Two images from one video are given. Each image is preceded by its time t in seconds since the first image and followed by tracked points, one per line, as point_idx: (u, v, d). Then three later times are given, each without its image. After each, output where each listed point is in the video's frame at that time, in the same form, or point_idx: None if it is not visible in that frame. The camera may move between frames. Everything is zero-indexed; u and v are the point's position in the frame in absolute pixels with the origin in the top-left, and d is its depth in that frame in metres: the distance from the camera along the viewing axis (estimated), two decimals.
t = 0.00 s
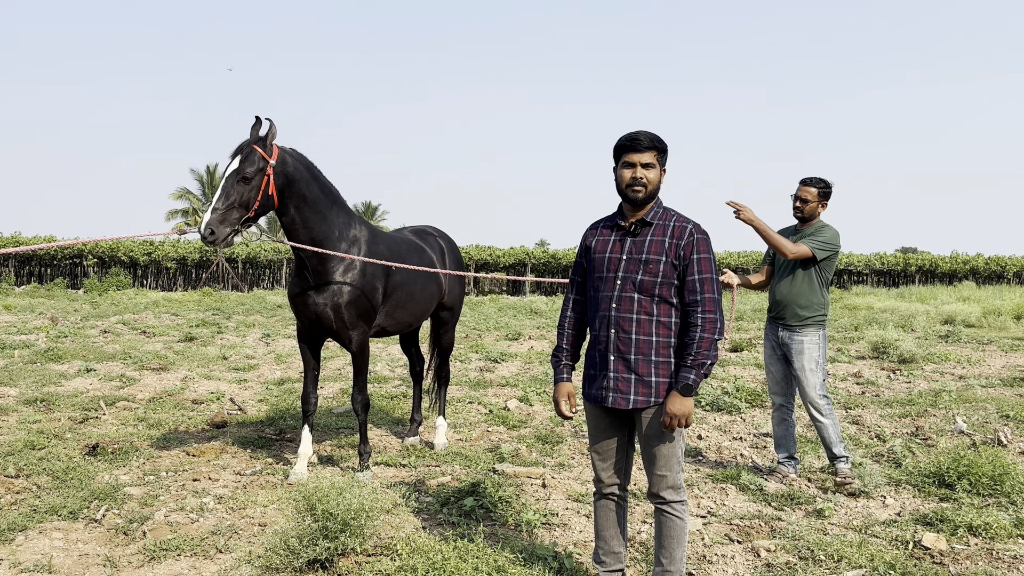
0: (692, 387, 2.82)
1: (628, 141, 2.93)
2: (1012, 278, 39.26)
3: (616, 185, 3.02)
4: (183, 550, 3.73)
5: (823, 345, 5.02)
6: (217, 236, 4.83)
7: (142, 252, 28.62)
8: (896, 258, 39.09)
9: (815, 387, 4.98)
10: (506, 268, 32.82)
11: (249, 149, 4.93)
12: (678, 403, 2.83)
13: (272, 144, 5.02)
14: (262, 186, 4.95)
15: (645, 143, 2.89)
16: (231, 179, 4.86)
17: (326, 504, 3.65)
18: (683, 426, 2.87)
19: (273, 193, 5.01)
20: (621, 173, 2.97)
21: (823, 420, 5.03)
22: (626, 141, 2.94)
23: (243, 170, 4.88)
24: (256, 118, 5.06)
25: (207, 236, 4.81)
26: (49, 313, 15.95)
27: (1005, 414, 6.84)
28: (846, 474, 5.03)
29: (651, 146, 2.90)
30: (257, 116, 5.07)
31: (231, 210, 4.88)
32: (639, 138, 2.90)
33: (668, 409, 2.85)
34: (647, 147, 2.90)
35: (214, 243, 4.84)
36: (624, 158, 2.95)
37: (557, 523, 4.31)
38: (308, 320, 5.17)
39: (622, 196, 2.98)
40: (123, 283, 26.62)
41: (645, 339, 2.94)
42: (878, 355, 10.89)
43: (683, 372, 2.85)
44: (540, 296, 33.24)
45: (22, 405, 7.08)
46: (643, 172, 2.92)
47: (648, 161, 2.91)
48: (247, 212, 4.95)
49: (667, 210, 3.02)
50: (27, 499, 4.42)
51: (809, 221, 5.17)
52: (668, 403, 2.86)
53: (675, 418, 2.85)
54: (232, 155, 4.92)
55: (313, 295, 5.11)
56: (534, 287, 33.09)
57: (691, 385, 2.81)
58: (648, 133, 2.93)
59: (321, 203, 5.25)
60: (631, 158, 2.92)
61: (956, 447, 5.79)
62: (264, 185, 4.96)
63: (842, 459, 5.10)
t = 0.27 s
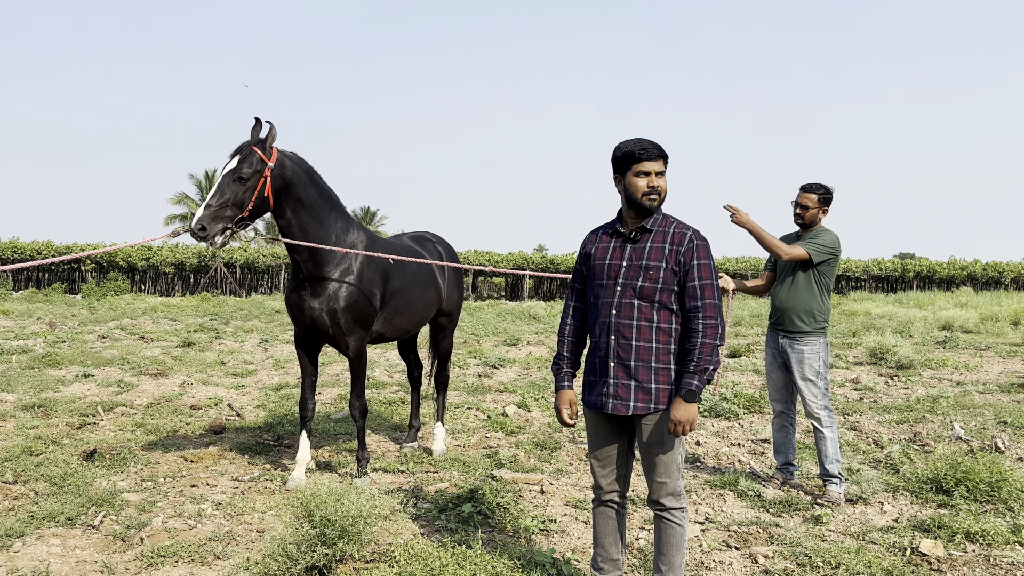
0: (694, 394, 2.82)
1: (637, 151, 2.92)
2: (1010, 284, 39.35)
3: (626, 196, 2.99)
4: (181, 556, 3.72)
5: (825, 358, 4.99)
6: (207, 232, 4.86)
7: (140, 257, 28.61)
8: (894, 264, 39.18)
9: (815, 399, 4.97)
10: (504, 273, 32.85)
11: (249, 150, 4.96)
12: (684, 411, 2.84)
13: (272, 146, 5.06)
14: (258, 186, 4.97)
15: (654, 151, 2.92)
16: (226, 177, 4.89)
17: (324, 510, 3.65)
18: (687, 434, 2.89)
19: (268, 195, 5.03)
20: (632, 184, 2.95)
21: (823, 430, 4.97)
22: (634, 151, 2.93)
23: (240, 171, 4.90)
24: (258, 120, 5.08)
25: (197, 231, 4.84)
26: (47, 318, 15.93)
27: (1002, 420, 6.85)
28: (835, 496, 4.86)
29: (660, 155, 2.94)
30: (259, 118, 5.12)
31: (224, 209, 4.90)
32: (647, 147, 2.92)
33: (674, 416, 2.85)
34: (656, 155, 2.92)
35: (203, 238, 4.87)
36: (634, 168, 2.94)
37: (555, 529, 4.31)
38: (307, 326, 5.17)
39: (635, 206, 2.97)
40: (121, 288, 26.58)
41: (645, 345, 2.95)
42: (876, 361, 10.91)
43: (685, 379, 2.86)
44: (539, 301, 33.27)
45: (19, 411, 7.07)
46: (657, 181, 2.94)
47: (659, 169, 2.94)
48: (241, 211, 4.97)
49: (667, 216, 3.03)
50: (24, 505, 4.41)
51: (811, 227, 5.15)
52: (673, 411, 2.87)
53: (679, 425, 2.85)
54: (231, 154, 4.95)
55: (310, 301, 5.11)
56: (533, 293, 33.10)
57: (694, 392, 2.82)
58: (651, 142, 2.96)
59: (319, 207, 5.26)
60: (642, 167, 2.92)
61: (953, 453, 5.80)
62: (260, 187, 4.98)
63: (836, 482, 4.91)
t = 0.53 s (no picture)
0: (694, 398, 2.83)
1: (638, 155, 2.92)
2: (1007, 287, 39.45)
3: (625, 200, 3.00)
4: (177, 560, 3.71)
5: (828, 363, 4.99)
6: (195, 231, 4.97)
7: (138, 261, 28.58)
8: (891, 268, 39.26)
9: (818, 403, 4.95)
10: (502, 277, 32.86)
11: (243, 154, 4.99)
12: (682, 414, 2.84)
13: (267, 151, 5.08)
14: (247, 191, 5.03)
15: (655, 155, 2.93)
16: (217, 180, 4.96)
17: (322, 515, 3.64)
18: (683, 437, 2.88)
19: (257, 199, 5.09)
20: (633, 189, 2.95)
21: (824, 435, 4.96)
22: (635, 155, 2.93)
23: (231, 176, 4.96)
24: (253, 123, 5.10)
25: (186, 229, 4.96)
26: (44, 322, 15.90)
27: (1000, 424, 6.86)
28: (833, 500, 4.84)
29: (661, 159, 2.95)
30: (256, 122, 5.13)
31: (214, 210, 4.99)
32: (648, 152, 2.93)
33: (672, 420, 2.85)
34: (657, 159, 2.93)
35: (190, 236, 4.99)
36: (635, 173, 2.94)
37: (553, 533, 4.30)
38: (305, 330, 5.17)
39: (635, 211, 2.98)
40: (118, 292, 26.55)
41: (644, 349, 2.95)
42: (873, 365, 10.93)
43: (684, 383, 2.87)
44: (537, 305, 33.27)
45: (16, 415, 7.05)
46: (657, 185, 2.95)
47: (660, 173, 2.96)
48: (230, 213, 5.06)
49: (666, 220, 3.04)
50: (20, 509, 4.39)
51: (811, 227, 5.13)
52: (671, 414, 2.87)
53: (677, 428, 2.85)
54: (225, 156, 4.99)
55: (304, 303, 5.12)
56: (531, 297, 33.12)
57: (694, 396, 2.82)
58: (651, 146, 2.96)
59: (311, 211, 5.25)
60: (642, 171, 2.93)
61: (951, 456, 5.80)
62: (251, 192, 5.04)
63: (835, 486, 4.89)
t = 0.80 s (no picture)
0: (693, 399, 2.84)
1: (637, 156, 2.92)
2: (1005, 288, 39.50)
3: (624, 201, 3.00)
4: (175, 563, 3.70)
5: (830, 365, 4.98)
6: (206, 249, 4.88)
7: (136, 264, 28.55)
8: (889, 269, 39.31)
9: (819, 404, 4.94)
10: (501, 280, 32.86)
11: (239, 163, 4.94)
12: (681, 414, 2.84)
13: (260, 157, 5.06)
14: (252, 202, 5.01)
15: (654, 157, 2.93)
16: (222, 194, 4.89)
17: (319, 517, 3.64)
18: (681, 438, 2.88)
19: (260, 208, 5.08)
20: (632, 190, 2.95)
21: (825, 437, 4.95)
22: (634, 156, 2.93)
23: (235, 187, 4.91)
24: (240, 129, 5.07)
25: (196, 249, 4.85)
26: (42, 325, 15.87)
27: (998, 425, 6.86)
28: (832, 501, 4.84)
29: (660, 160, 2.95)
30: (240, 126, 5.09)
31: (220, 224, 4.92)
32: (648, 153, 2.93)
33: (670, 420, 2.85)
34: (657, 161, 2.93)
35: (200, 254, 4.89)
36: (634, 174, 2.94)
37: (551, 535, 4.30)
38: (302, 332, 5.16)
39: (634, 212, 2.98)
40: (116, 294, 26.51)
41: (643, 351, 2.95)
42: (871, 366, 10.94)
43: (684, 384, 2.87)
44: (535, 307, 33.28)
45: (13, 418, 7.03)
46: (656, 187, 2.95)
47: (660, 174, 2.96)
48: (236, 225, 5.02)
49: (665, 222, 3.05)
50: (18, 512, 4.38)
51: (812, 227, 5.12)
52: (670, 414, 2.87)
53: (674, 428, 2.85)
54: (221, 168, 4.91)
55: (298, 305, 5.12)
56: (529, 299, 33.13)
57: (693, 397, 2.83)
58: (650, 147, 2.96)
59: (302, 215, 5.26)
60: (642, 173, 2.93)
61: (949, 458, 5.80)
62: (254, 199, 5.02)
63: (834, 489, 4.89)
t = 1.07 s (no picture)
0: (691, 400, 2.83)
1: (635, 156, 2.92)
2: (1004, 288, 39.53)
3: (623, 201, 2.99)
4: (173, 564, 3.69)
5: (834, 366, 4.96)
6: (209, 216, 4.80)
7: (135, 264, 28.53)
8: (888, 269, 39.32)
9: (821, 404, 4.93)
10: (500, 280, 32.87)
11: (251, 143, 5.01)
12: (678, 416, 2.83)
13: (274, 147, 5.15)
14: (261, 180, 5.00)
15: (652, 157, 2.92)
16: (232, 166, 4.90)
17: (318, 518, 3.63)
18: (679, 440, 2.87)
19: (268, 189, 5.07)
20: (630, 190, 2.95)
21: (827, 437, 4.94)
22: (633, 156, 2.92)
23: (246, 162, 4.93)
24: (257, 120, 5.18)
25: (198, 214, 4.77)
26: (41, 326, 15.87)
27: (998, 425, 6.86)
28: (833, 502, 4.83)
29: (659, 160, 2.94)
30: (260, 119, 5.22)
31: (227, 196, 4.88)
32: (646, 153, 2.92)
33: (667, 421, 2.84)
34: (655, 161, 2.92)
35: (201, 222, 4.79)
36: (633, 174, 2.93)
37: (551, 536, 4.29)
38: (300, 333, 5.15)
39: (632, 212, 2.97)
40: (115, 296, 26.50)
41: (642, 352, 2.94)
42: (871, 367, 10.94)
43: (682, 385, 2.86)
44: (535, 308, 33.30)
45: (12, 419, 7.02)
46: (654, 187, 2.94)
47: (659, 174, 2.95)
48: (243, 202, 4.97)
49: (664, 222, 3.04)
50: (16, 514, 4.37)
51: (814, 227, 5.11)
52: (667, 415, 2.86)
53: (671, 429, 2.84)
54: (233, 146, 4.97)
55: (296, 304, 5.10)
56: (529, 299, 33.15)
57: (690, 399, 2.82)
58: (649, 147, 2.95)
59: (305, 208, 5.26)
60: (640, 172, 2.92)
61: (949, 458, 5.80)
62: (264, 178, 5.02)
63: (835, 489, 4.89)
